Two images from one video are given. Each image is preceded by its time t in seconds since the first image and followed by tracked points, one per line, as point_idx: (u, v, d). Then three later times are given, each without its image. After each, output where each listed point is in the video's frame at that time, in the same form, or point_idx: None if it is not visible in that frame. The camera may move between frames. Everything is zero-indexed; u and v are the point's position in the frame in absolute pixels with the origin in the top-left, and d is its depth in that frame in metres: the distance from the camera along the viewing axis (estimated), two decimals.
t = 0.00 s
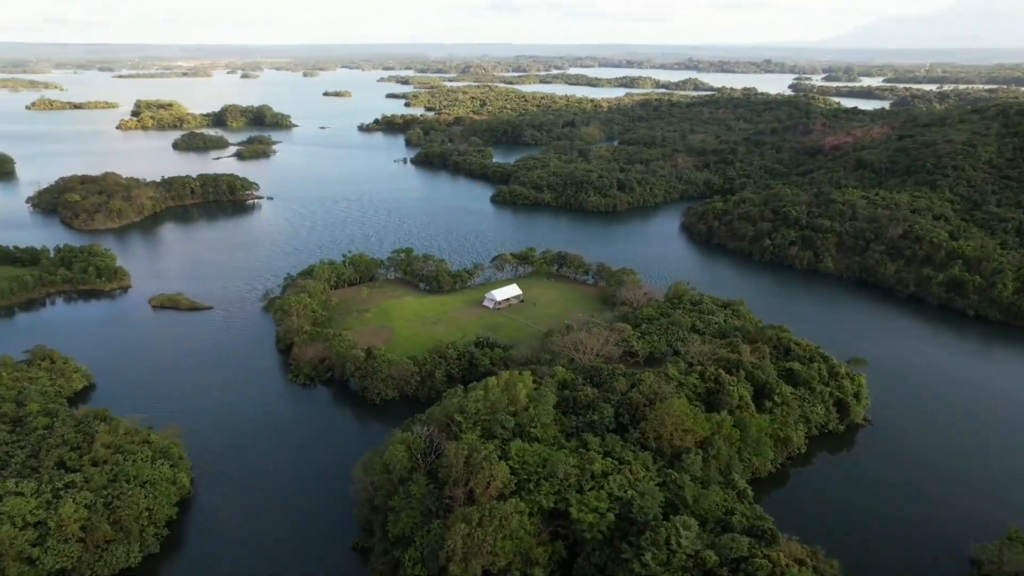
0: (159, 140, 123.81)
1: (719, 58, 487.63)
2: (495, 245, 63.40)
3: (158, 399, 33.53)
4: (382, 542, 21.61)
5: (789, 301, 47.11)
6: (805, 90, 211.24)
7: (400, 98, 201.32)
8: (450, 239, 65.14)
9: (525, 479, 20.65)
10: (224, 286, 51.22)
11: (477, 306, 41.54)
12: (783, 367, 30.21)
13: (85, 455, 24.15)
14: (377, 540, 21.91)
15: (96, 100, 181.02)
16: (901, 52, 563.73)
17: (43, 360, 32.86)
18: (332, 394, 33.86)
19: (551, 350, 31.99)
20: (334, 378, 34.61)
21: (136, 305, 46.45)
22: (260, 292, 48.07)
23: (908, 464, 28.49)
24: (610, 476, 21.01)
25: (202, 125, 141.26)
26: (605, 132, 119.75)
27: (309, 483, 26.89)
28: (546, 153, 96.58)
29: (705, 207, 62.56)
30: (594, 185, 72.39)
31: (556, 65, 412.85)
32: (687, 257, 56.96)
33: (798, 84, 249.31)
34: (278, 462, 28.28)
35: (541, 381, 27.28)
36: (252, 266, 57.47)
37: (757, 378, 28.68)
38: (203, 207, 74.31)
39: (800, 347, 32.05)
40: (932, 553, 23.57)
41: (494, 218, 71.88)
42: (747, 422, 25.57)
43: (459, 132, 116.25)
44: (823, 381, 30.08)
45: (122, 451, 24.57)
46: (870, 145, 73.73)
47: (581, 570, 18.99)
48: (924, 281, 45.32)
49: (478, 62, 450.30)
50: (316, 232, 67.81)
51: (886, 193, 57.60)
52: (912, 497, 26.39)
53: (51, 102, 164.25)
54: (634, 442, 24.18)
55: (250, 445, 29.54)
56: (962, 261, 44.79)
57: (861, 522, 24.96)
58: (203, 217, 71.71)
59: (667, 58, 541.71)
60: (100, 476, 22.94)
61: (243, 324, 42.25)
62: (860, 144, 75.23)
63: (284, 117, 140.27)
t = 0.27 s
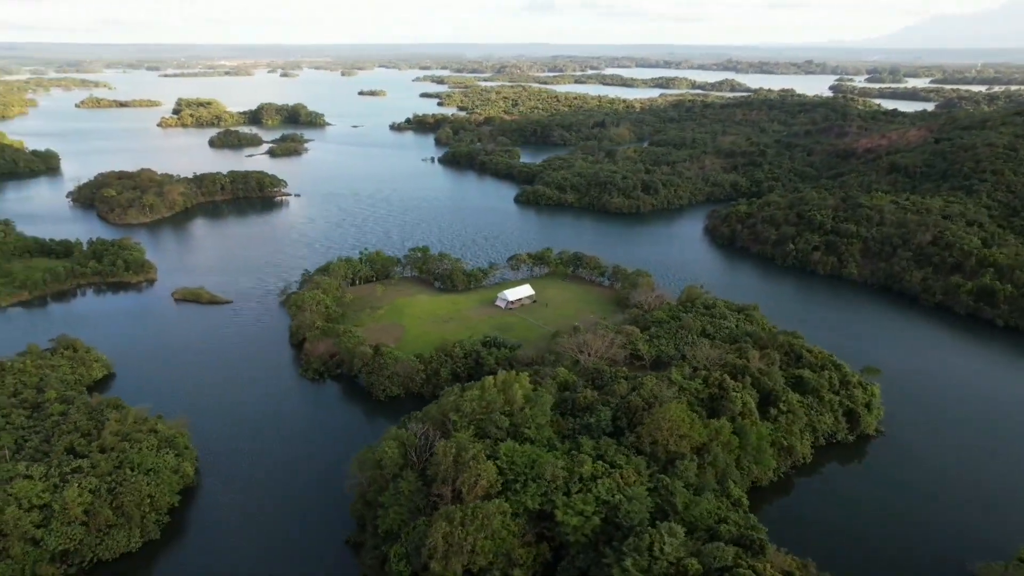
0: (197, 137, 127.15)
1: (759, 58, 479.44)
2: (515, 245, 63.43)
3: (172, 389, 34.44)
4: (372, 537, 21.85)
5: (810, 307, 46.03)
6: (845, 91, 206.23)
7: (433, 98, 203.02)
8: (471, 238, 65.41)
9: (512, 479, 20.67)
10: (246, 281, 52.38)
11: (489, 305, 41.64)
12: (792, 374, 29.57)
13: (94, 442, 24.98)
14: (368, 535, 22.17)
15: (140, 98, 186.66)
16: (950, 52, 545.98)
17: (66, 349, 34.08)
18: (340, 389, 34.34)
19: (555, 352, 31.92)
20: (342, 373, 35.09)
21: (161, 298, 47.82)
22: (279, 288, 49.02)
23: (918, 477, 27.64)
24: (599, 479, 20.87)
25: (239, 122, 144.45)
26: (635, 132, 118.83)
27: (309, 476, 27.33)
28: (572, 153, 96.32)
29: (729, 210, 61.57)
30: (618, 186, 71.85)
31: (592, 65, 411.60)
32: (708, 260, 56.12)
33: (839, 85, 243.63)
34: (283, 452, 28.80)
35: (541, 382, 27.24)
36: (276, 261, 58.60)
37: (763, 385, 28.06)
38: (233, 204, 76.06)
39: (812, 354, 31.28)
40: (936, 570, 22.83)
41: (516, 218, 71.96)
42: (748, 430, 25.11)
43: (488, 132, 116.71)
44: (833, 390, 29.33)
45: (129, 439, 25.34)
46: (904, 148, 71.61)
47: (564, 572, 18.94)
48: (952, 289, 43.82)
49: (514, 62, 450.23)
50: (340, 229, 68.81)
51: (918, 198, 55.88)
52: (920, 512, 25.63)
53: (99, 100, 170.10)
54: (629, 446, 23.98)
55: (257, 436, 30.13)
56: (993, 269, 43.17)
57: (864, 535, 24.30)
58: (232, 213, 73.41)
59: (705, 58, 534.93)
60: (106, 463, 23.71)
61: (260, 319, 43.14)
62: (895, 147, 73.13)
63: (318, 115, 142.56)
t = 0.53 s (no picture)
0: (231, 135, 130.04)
1: (799, 58, 470.90)
2: (533, 245, 63.40)
3: (184, 381, 35.30)
4: (360, 532, 22.07)
5: (828, 313, 44.98)
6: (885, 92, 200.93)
7: (465, 97, 204.09)
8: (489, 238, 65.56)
9: (497, 479, 20.67)
10: (266, 277, 53.39)
11: (498, 305, 41.72)
12: (797, 381, 28.94)
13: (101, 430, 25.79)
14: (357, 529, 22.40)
15: (180, 97, 191.93)
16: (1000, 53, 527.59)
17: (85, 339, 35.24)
18: (345, 385, 34.78)
19: (557, 353, 31.81)
20: (348, 369, 35.52)
21: (182, 291, 49.08)
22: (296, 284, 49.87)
23: (925, 490, 26.84)
24: (585, 482, 20.73)
25: (272, 121, 147.35)
26: (663, 133, 117.68)
27: (308, 469, 27.74)
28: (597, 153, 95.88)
29: (751, 213, 60.56)
30: (639, 187, 71.23)
31: (627, 65, 409.23)
32: (727, 263, 55.30)
33: (879, 86, 237.58)
34: (284, 445, 29.26)
35: (537, 383, 27.16)
36: (296, 258, 59.59)
37: (765, 392, 27.50)
38: (259, 200, 77.61)
39: (820, 361, 30.57)
40: None
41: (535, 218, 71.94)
42: (745, 437, 24.67)
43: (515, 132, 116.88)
44: (839, 399, 28.63)
45: (134, 428, 26.09)
46: (938, 152, 69.48)
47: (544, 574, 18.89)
48: (977, 298, 42.36)
49: (548, 62, 449.04)
50: (362, 227, 69.68)
51: (948, 203, 54.15)
52: (924, 526, 24.85)
53: (141, 98, 175.21)
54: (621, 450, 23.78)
55: (260, 429, 30.67)
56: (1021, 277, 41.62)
57: (863, 549, 23.67)
58: (258, 210, 74.90)
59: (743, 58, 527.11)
60: (110, 450, 24.47)
61: (275, 314, 43.96)
62: (928, 150, 71.00)
63: (349, 114, 144.48)
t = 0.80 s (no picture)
0: (249, 134, 131.69)
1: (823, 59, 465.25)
2: (538, 245, 63.33)
3: (182, 376, 35.82)
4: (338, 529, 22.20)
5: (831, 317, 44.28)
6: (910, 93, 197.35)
7: (482, 98, 204.40)
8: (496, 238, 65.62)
9: (471, 479, 20.67)
10: (271, 274, 54.01)
11: (496, 305, 41.73)
12: (788, 385, 28.54)
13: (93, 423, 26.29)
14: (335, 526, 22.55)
15: (202, 96, 194.88)
16: None
17: (87, 334, 35.96)
18: (339, 382, 35.02)
19: (548, 354, 31.72)
20: (342, 367, 35.76)
21: (189, 288, 49.83)
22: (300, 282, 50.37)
23: (916, 499, 26.32)
24: (560, 484, 20.63)
25: (290, 120, 148.96)
26: (678, 134, 116.82)
27: (295, 464, 27.97)
28: (609, 154, 95.51)
29: (758, 215, 59.89)
30: (648, 188, 70.78)
31: (648, 65, 407.06)
32: (732, 265, 54.73)
33: (904, 87, 233.60)
34: (274, 441, 29.52)
35: (523, 384, 27.09)
36: (303, 256, 60.17)
37: (755, 396, 27.14)
38: (271, 199, 78.50)
39: (814, 365, 30.10)
40: None
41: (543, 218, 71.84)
42: (729, 441, 24.38)
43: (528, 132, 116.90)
44: (831, 404, 28.18)
45: (125, 422, 26.54)
46: (955, 154, 68.08)
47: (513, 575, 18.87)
48: (985, 303, 41.43)
49: (569, 62, 448.73)
50: (370, 226, 70.11)
51: (960, 206, 53.08)
52: (912, 535, 24.41)
53: (164, 98, 178.11)
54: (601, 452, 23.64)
55: (252, 424, 31.00)
56: None
57: (847, 556, 23.30)
58: (268, 208, 75.74)
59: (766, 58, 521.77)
60: (99, 443, 24.94)
61: (277, 312, 44.45)
62: (945, 152, 69.60)
63: (366, 114, 145.51)
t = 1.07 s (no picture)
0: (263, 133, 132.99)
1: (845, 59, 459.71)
2: (542, 246, 63.23)
3: (178, 372, 36.25)
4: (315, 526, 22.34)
5: (832, 320, 43.69)
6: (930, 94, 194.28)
7: (496, 97, 204.54)
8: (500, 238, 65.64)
9: (444, 479, 20.69)
10: (274, 272, 54.48)
11: (492, 305, 41.73)
12: (777, 390, 28.19)
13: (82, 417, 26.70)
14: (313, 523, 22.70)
15: (220, 95, 197.19)
16: None
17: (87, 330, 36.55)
18: (331, 380, 35.24)
19: (536, 355, 31.64)
20: (335, 366, 35.96)
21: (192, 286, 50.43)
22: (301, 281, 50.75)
23: (905, 507, 25.87)
24: (533, 485, 20.57)
25: (304, 120, 150.14)
26: (689, 135, 115.98)
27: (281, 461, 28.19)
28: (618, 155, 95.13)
29: (764, 217, 59.26)
30: (654, 189, 70.35)
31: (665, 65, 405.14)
32: (734, 267, 54.21)
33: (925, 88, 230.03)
34: (262, 437, 29.78)
35: (507, 384, 27.04)
36: (307, 255, 60.62)
37: (742, 400, 26.82)
38: (279, 198, 79.20)
39: (805, 369, 29.69)
40: None
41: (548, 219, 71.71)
42: (711, 445, 24.15)
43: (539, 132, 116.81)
44: (820, 409, 27.79)
45: (114, 416, 26.92)
46: (967, 156, 66.89)
47: None
48: (990, 308, 40.64)
49: (587, 62, 447.68)
50: (376, 225, 70.47)
51: (969, 209, 52.11)
52: (898, 542, 24.02)
53: (182, 97, 180.43)
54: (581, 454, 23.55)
55: (242, 420, 31.29)
56: None
57: (828, 563, 22.99)
58: (276, 207, 76.43)
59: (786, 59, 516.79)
60: (87, 438, 25.33)
61: (276, 310, 44.84)
62: (958, 154, 68.41)
63: (379, 114, 146.28)
